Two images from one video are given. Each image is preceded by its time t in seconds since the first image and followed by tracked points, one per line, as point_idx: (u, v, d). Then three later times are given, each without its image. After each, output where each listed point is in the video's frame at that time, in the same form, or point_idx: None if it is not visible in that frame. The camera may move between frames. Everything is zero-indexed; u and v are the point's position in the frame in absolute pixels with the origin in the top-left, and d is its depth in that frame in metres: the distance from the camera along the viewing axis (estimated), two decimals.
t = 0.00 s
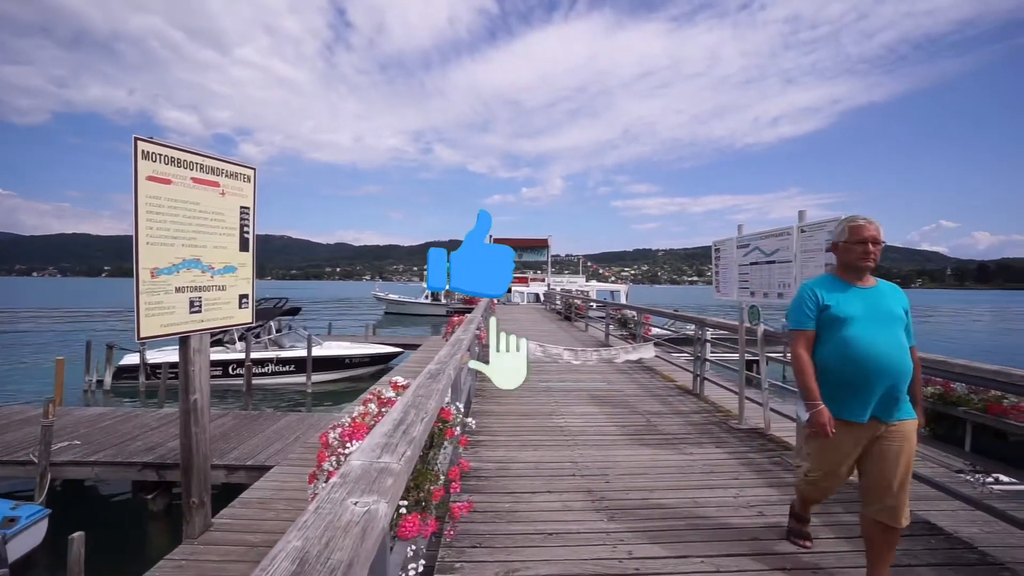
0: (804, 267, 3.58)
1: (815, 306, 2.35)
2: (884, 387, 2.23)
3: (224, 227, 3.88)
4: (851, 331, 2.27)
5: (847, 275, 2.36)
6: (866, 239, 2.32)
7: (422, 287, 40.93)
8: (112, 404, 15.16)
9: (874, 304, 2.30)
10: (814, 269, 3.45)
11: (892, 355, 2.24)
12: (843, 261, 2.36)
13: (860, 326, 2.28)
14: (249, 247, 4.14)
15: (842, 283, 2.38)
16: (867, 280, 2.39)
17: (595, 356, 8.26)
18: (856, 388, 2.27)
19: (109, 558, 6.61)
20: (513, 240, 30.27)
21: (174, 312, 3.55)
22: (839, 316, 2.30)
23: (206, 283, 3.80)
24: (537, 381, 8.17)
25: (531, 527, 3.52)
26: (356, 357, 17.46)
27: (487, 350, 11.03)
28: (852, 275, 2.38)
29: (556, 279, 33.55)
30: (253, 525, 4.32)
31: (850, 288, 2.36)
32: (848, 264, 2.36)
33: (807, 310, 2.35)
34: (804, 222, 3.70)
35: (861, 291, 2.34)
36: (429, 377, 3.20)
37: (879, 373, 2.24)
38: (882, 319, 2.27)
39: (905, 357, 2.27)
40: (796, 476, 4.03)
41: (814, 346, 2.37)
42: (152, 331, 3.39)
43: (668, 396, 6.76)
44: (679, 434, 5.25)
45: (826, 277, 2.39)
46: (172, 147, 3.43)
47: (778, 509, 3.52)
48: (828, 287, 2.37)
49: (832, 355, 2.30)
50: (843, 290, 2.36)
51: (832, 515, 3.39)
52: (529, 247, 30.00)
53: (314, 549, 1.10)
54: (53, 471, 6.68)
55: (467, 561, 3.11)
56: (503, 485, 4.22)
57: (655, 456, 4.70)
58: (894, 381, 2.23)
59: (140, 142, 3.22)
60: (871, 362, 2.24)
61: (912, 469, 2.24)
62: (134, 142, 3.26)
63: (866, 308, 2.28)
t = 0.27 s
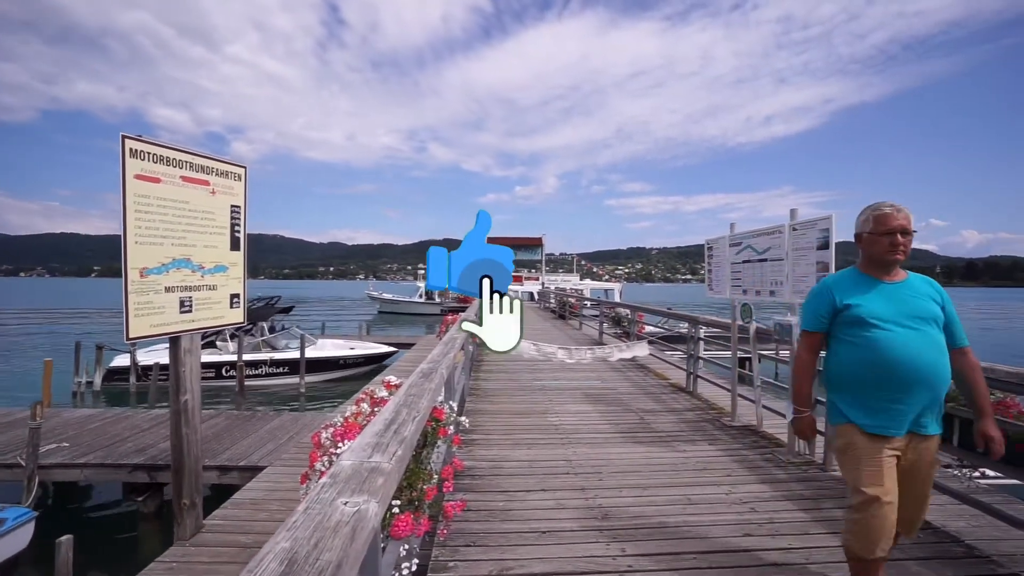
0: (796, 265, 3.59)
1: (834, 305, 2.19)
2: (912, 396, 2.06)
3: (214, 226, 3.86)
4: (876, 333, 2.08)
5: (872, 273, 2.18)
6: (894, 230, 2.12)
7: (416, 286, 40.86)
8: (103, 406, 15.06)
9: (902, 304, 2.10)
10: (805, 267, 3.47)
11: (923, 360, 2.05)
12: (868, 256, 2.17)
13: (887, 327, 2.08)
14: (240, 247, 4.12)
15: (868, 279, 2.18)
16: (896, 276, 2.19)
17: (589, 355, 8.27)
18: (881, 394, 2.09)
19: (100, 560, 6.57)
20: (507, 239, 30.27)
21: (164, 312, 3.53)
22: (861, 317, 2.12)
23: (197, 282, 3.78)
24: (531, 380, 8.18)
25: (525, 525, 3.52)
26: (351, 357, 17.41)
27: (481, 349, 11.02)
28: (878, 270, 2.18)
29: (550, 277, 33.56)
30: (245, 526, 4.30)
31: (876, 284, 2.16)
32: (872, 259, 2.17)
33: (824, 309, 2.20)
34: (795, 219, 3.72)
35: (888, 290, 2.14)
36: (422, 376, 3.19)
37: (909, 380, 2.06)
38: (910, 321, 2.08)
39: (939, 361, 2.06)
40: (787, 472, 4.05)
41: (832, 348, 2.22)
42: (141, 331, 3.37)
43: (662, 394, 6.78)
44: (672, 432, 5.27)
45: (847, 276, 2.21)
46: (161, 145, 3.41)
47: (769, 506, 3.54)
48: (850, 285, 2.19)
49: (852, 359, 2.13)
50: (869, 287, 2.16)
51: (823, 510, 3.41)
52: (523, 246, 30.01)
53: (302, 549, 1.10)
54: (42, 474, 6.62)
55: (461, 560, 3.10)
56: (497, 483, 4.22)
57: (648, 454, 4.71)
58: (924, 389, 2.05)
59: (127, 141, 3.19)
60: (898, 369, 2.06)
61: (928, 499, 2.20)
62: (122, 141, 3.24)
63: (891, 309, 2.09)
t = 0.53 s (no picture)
0: (787, 263, 3.61)
1: (850, 315, 1.91)
2: (951, 420, 1.78)
3: (205, 224, 3.83)
4: (904, 346, 1.81)
5: (896, 275, 1.91)
6: (920, 225, 1.87)
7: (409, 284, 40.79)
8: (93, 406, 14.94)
9: (932, 312, 1.83)
10: (795, 265, 3.49)
11: (961, 377, 1.77)
12: (890, 256, 1.91)
13: (916, 339, 1.81)
14: (230, 245, 4.10)
15: (889, 284, 1.91)
16: (924, 279, 1.92)
17: (583, 353, 8.29)
18: (914, 417, 1.81)
19: (89, 560, 6.52)
20: (501, 238, 30.26)
21: (153, 311, 3.50)
22: (886, 328, 1.83)
23: (187, 281, 3.76)
24: (525, 378, 8.19)
25: (518, 523, 3.52)
26: (344, 354, 17.41)
27: (474, 347, 11.02)
28: (901, 273, 1.91)
29: (544, 275, 33.59)
30: (236, 526, 4.28)
31: (898, 289, 1.89)
32: (896, 260, 1.90)
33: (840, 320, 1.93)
34: (786, 218, 3.74)
35: (916, 296, 1.86)
36: (414, 374, 3.18)
37: (946, 401, 1.78)
38: (943, 331, 1.81)
39: (979, 377, 1.79)
40: (778, 469, 4.07)
41: (852, 363, 1.94)
42: (130, 330, 3.34)
43: (654, 392, 6.81)
44: (664, 429, 5.29)
45: (866, 281, 1.93)
46: (150, 143, 3.38)
47: (760, 502, 3.56)
48: (869, 291, 1.91)
49: (878, 376, 1.85)
50: (891, 292, 1.89)
51: (813, 507, 3.43)
52: (516, 244, 30.04)
53: (292, 549, 1.10)
54: (29, 474, 6.54)
55: (453, 558, 3.10)
56: (490, 481, 4.22)
57: (641, 452, 4.72)
58: (964, 410, 1.78)
59: (115, 138, 3.17)
60: (934, 389, 1.77)
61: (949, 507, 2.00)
62: (110, 138, 3.21)
63: (920, 319, 1.82)
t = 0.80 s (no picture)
0: (781, 262, 3.61)
1: (880, 308, 1.69)
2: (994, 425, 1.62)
3: (198, 224, 3.81)
4: (943, 345, 1.62)
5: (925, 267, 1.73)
6: (957, 211, 1.68)
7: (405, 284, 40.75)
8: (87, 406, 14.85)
9: (968, 306, 1.65)
10: (790, 263, 3.50)
11: (1006, 377, 1.61)
12: (920, 246, 1.72)
13: (954, 336, 1.63)
14: (225, 244, 4.08)
15: (917, 275, 1.72)
16: (955, 271, 1.75)
17: (579, 351, 8.29)
18: (957, 423, 1.63)
19: (83, 562, 6.49)
20: (497, 237, 30.24)
21: (147, 311, 3.49)
22: (922, 324, 1.64)
23: (181, 281, 3.74)
24: (521, 377, 8.19)
25: (514, 522, 3.52)
26: (341, 350, 17.35)
27: (470, 346, 11.01)
28: (932, 264, 1.73)
29: (540, 274, 33.58)
30: (232, 527, 4.26)
31: (929, 280, 1.71)
32: (927, 251, 1.71)
33: (870, 314, 1.69)
34: (781, 216, 3.74)
35: (949, 288, 1.69)
36: (408, 374, 3.18)
37: (990, 404, 1.61)
38: (982, 326, 1.64)
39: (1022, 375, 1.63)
40: (773, 466, 4.09)
41: (883, 363, 1.72)
42: (123, 330, 3.32)
43: (650, 390, 6.82)
44: (660, 427, 5.30)
45: (894, 272, 1.73)
46: (143, 142, 3.36)
47: (755, 500, 3.57)
48: (897, 282, 1.71)
49: (913, 378, 1.65)
50: (921, 283, 1.70)
51: (807, 503, 3.45)
52: (512, 243, 30.03)
53: (283, 549, 1.09)
54: (20, 476, 6.47)
55: (449, 558, 3.10)
56: (487, 481, 4.22)
57: (637, 450, 4.73)
58: (1008, 414, 1.62)
59: (108, 137, 3.15)
60: (977, 391, 1.60)
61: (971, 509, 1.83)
62: (102, 137, 3.19)
63: (956, 314, 1.64)
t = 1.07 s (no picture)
0: (775, 262, 3.61)
1: (938, 315, 1.38)
2: None
3: (189, 221, 3.78)
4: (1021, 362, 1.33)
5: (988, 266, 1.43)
6: None
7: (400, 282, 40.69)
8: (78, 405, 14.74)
9: None
10: (784, 263, 3.49)
11: None
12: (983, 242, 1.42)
13: None
14: (216, 242, 4.05)
15: (980, 275, 1.42)
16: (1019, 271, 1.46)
17: (573, 350, 8.29)
18: None
19: (71, 563, 6.44)
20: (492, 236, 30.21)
21: (137, 310, 3.45)
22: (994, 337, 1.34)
23: (171, 278, 3.71)
24: (515, 376, 8.18)
25: (507, 522, 3.51)
26: (335, 349, 17.30)
27: (465, 345, 10.98)
28: (995, 262, 1.43)
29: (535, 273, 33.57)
30: (223, 526, 4.24)
31: (996, 283, 1.41)
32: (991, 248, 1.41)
33: (924, 320, 1.38)
34: (775, 216, 3.75)
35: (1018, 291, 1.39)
36: (401, 373, 3.16)
37: None
38: None
39: None
40: (765, 465, 4.09)
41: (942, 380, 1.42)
42: (112, 328, 3.29)
43: (644, 390, 6.82)
44: (654, 426, 5.31)
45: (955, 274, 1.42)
46: (133, 138, 3.33)
47: (748, 499, 3.57)
48: (956, 283, 1.41)
49: (983, 402, 1.36)
50: (987, 284, 1.40)
51: (800, 502, 3.46)
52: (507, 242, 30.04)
53: (267, 549, 1.08)
54: (8, 476, 6.42)
55: (441, 557, 3.09)
56: (480, 480, 4.21)
57: (630, 449, 4.72)
58: None
59: (97, 132, 3.11)
60: None
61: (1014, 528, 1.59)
62: (91, 132, 3.15)
63: None
